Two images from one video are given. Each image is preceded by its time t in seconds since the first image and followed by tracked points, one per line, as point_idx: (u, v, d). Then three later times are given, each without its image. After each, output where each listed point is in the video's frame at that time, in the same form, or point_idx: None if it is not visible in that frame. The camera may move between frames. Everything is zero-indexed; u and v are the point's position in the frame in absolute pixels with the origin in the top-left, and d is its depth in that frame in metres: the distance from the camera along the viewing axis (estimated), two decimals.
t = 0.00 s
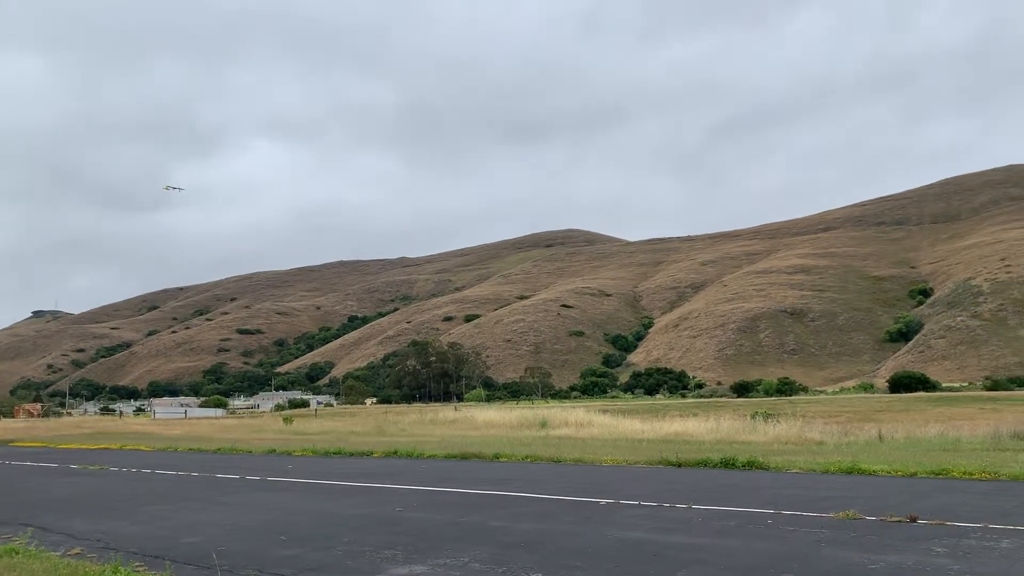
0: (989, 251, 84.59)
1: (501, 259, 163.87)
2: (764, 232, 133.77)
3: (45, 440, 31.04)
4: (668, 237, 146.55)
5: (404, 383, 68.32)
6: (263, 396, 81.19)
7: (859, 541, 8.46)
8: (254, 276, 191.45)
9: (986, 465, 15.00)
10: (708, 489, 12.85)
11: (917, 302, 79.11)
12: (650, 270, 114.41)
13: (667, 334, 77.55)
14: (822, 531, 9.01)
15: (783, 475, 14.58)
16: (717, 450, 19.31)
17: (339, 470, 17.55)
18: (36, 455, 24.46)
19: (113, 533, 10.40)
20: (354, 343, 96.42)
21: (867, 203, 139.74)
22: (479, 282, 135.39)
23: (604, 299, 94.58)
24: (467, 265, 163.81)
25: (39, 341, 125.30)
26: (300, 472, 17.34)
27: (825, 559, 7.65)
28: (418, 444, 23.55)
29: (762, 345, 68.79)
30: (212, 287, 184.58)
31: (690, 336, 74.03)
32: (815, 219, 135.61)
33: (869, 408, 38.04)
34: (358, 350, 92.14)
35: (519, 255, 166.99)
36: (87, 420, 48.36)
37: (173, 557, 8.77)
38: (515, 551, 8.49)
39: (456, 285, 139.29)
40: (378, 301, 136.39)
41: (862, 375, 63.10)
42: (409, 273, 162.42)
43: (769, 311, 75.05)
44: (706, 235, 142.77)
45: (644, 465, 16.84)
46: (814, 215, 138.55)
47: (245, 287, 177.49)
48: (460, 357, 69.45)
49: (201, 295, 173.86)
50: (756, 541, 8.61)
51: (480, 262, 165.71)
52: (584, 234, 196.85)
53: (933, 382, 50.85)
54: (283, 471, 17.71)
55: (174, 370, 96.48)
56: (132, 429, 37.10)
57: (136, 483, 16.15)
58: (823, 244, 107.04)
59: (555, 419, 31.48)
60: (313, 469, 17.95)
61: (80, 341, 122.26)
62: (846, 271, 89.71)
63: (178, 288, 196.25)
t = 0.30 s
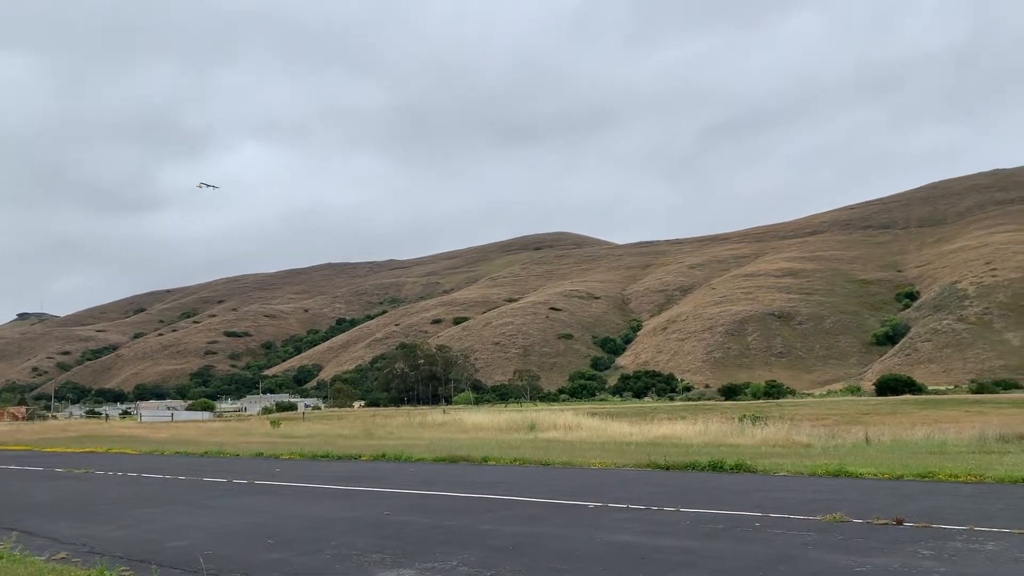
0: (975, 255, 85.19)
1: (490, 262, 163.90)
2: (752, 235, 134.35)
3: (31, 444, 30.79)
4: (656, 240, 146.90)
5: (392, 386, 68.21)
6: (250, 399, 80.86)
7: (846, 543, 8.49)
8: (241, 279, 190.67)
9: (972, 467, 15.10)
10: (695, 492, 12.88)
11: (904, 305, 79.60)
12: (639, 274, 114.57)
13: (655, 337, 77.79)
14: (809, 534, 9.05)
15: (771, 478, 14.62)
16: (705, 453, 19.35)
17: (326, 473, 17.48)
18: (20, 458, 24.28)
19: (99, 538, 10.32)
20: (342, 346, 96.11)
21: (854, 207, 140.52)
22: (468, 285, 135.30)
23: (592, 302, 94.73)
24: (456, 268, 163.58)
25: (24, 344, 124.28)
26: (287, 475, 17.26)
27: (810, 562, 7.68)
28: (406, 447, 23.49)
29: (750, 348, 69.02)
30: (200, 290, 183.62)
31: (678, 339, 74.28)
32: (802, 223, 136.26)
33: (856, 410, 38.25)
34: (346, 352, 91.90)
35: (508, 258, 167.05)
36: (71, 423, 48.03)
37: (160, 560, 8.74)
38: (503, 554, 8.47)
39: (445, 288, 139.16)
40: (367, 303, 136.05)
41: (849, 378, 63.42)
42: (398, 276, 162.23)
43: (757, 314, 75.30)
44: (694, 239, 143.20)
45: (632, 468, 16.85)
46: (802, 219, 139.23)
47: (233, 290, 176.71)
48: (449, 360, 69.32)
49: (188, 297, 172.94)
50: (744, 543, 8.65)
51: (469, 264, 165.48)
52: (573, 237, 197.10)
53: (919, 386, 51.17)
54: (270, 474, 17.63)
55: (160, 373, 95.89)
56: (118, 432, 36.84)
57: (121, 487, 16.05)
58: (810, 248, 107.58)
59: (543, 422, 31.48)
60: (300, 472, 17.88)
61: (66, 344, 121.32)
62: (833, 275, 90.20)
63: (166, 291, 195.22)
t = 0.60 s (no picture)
0: (963, 259, 85.75)
1: (481, 266, 163.83)
2: (742, 240, 134.79)
3: (17, 449, 30.55)
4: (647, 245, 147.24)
5: (383, 390, 68.07)
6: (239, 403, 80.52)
7: (837, 547, 8.51)
8: (231, 283, 190.02)
9: (962, 471, 15.17)
10: (685, 496, 12.89)
11: (893, 310, 79.97)
12: (630, 278, 114.79)
13: (646, 341, 77.90)
14: (799, 538, 9.07)
15: (762, 482, 14.63)
16: (695, 457, 19.39)
17: (317, 478, 17.40)
18: (7, 463, 24.09)
19: (88, 543, 10.25)
20: (332, 350, 95.89)
21: (844, 211, 141.17)
22: (459, 289, 135.26)
23: (583, 306, 94.79)
24: (447, 272, 163.42)
25: (12, 349, 123.45)
26: (277, 480, 17.20)
27: (799, 566, 7.70)
28: (397, 451, 23.42)
29: (740, 352, 69.18)
30: (189, 294, 182.87)
31: (668, 343, 74.40)
32: (792, 227, 136.81)
33: (846, 414, 38.35)
34: (336, 357, 91.64)
35: (499, 262, 167.00)
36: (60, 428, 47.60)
37: (150, 567, 8.67)
38: (495, 559, 8.47)
39: (436, 292, 139.05)
40: (357, 308, 135.75)
41: (838, 382, 63.66)
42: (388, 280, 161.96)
43: (747, 318, 75.49)
44: (684, 243, 143.51)
45: (623, 473, 16.85)
46: (791, 224, 139.78)
47: (223, 294, 176.11)
48: (440, 364, 69.23)
49: (178, 301, 172.19)
50: (734, 547, 8.68)
51: (460, 269, 165.38)
52: (564, 241, 197.32)
53: (909, 390, 51.37)
54: (261, 479, 17.54)
55: (150, 378, 95.38)
56: (107, 437, 36.64)
57: (109, 492, 15.94)
58: (800, 252, 108.00)
59: (535, 427, 31.43)
60: (291, 477, 17.80)
61: (54, 349, 120.57)
62: (823, 279, 90.54)
63: (155, 295, 194.27)
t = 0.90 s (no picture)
0: (949, 265, 86.33)
1: (470, 270, 163.77)
2: (731, 244, 135.33)
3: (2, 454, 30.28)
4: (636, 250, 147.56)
5: (372, 395, 67.88)
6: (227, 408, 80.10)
7: (824, 551, 8.54)
8: (220, 287, 189.27)
9: (947, 475, 15.27)
10: (674, 501, 12.89)
11: (880, 314, 80.40)
12: (619, 282, 114.96)
13: (635, 346, 78.03)
14: (787, 542, 9.09)
15: (750, 487, 14.66)
16: (684, 461, 19.42)
17: (305, 483, 17.31)
18: None
19: (73, 549, 10.16)
20: (320, 354, 95.58)
21: (832, 217, 141.94)
22: (448, 293, 135.18)
23: (572, 311, 94.87)
24: (436, 276, 163.25)
25: None
26: (265, 485, 17.12)
27: (788, 570, 7.71)
28: (386, 456, 23.33)
29: (729, 357, 69.36)
30: (177, 298, 181.94)
31: (657, 347, 74.54)
32: (780, 232, 137.48)
33: (834, 419, 38.50)
34: (325, 361, 91.36)
35: (488, 266, 167.02)
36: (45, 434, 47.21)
37: (136, 572, 8.63)
38: (484, 563, 8.45)
39: (425, 296, 138.94)
40: (346, 312, 135.41)
41: (826, 386, 63.91)
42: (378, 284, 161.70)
43: (735, 323, 75.70)
44: (673, 248, 143.96)
45: (613, 477, 16.85)
46: (779, 229, 140.45)
47: (211, 298, 175.41)
48: (429, 368, 69.14)
49: (165, 305, 171.35)
50: (723, 551, 8.67)
51: (449, 273, 165.19)
52: (553, 246, 197.61)
53: (896, 394, 51.61)
54: (249, 483, 17.41)
55: (137, 382, 94.78)
56: (94, 442, 36.40)
57: (95, 497, 15.82)
58: (788, 257, 108.49)
59: (524, 431, 31.38)
60: (279, 482, 17.71)
61: (40, 353, 119.68)
62: (811, 284, 90.98)
63: (142, 299, 193.27)
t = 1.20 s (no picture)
0: (931, 269, 87.10)
1: (456, 273, 163.60)
2: (715, 248, 135.97)
3: None
4: (621, 253, 147.93)
5: (356, 398, 67.66)
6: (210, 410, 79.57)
7: (807, 554, 8.58)
8: (203, 289, 188.21)
9: (929, 478, 15.39)
10: (658, 504, 12.90)
11: (863, 318, 81.00)
12: (604, 286, 115.17)
13: (620, 349, 78.20)
14: (770, 545, 9.13)
15: (733, 490, 14.68)
16: (667, 464, 19.44)
17: (287, 486, 17.18)
18: None
19: (53, 553, 10.06)
20: (305, 357, 95.10)
21: (815, 221, 142.88)
22: (433, 296, 135.08)
23: (557, 314, 94.97)
24: (421, 279, 162.99)
25: None
26: (249, 488, 17.00)
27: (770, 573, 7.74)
28: (370, 459, 23.21)
29: (712, 360, 69.65)
30: (160, 299, 180.57)
31: (642, 351, 74.75)
32: (764, 236, 138.25)
33: (816, 422, 38.74)
34: (309, 364, 91.01)
35: (474, 268, 166.82)
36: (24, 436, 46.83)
37: None
38: (468, 567, 8.44)
39: (410, 299, 138.69)
40: (331, 314, 134.95)
41: (810, 390, 64.27)
42: (363, 286, 161.25)
43: (719, 327, 76.02)
44: (658, 251, 144.45)
45: (597, 480, 16.84)
46: (764, 233, 141.24)
47: (195, 300, 174.42)
48: (413, 372, 69.00)
49: (148, 307, 170.00)
50: (706, 555, 8.71)
51: (435, 275, 164.88)
52: (539, 249, 197.78)
53: (878, 398, 51.98)
54: (232, 487, 17.26)
55: (119, 385, 94.02)
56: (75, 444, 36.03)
57: (75, 500, 15.63)
58: (772, 261, 109.09)
59: (508, 434, 31.33)
60: (262, 485, 17.58)
61: (20, 354, 118.47)
62: (795, 288, 91.56)
63: (124, 301, 191.84)
